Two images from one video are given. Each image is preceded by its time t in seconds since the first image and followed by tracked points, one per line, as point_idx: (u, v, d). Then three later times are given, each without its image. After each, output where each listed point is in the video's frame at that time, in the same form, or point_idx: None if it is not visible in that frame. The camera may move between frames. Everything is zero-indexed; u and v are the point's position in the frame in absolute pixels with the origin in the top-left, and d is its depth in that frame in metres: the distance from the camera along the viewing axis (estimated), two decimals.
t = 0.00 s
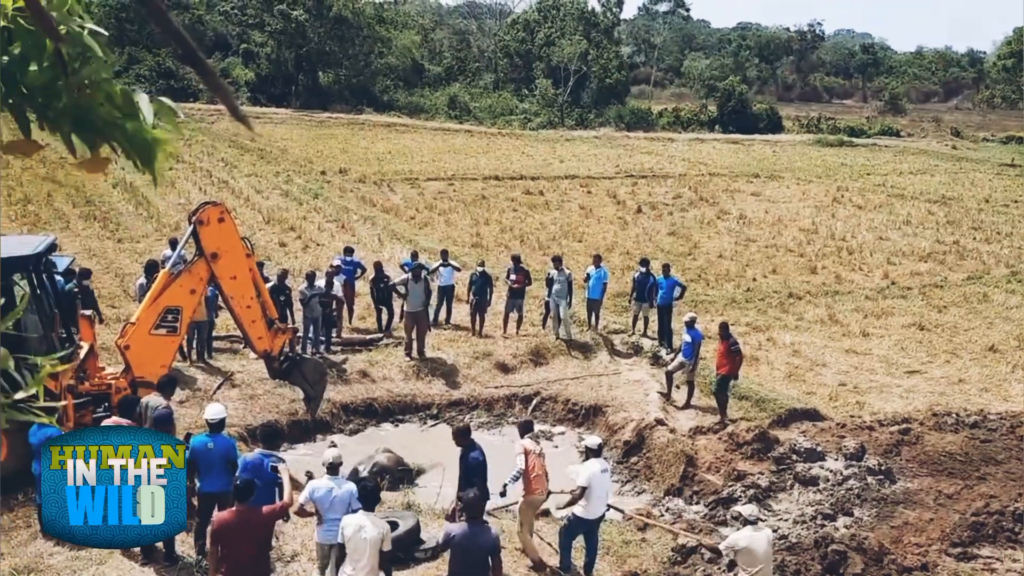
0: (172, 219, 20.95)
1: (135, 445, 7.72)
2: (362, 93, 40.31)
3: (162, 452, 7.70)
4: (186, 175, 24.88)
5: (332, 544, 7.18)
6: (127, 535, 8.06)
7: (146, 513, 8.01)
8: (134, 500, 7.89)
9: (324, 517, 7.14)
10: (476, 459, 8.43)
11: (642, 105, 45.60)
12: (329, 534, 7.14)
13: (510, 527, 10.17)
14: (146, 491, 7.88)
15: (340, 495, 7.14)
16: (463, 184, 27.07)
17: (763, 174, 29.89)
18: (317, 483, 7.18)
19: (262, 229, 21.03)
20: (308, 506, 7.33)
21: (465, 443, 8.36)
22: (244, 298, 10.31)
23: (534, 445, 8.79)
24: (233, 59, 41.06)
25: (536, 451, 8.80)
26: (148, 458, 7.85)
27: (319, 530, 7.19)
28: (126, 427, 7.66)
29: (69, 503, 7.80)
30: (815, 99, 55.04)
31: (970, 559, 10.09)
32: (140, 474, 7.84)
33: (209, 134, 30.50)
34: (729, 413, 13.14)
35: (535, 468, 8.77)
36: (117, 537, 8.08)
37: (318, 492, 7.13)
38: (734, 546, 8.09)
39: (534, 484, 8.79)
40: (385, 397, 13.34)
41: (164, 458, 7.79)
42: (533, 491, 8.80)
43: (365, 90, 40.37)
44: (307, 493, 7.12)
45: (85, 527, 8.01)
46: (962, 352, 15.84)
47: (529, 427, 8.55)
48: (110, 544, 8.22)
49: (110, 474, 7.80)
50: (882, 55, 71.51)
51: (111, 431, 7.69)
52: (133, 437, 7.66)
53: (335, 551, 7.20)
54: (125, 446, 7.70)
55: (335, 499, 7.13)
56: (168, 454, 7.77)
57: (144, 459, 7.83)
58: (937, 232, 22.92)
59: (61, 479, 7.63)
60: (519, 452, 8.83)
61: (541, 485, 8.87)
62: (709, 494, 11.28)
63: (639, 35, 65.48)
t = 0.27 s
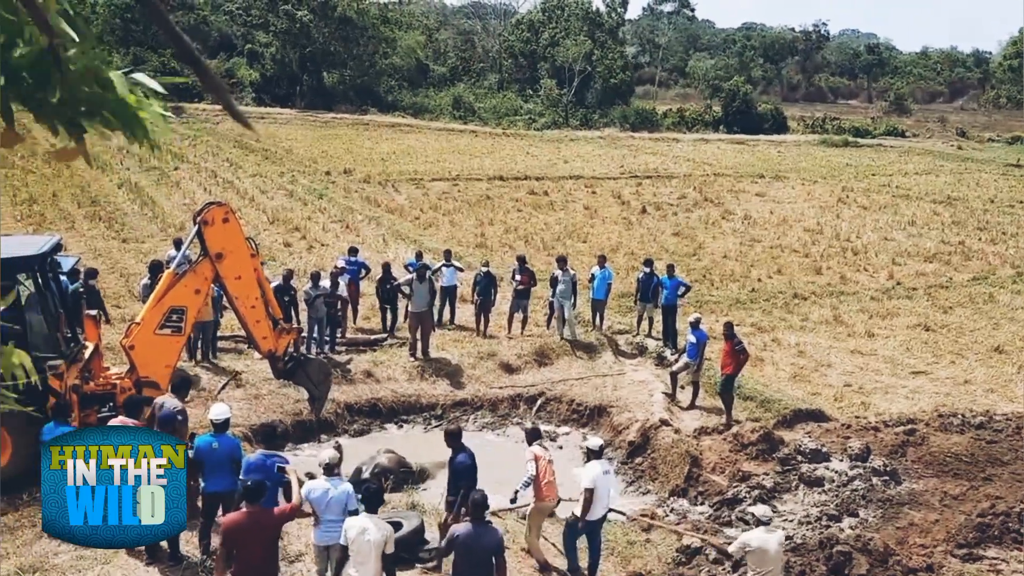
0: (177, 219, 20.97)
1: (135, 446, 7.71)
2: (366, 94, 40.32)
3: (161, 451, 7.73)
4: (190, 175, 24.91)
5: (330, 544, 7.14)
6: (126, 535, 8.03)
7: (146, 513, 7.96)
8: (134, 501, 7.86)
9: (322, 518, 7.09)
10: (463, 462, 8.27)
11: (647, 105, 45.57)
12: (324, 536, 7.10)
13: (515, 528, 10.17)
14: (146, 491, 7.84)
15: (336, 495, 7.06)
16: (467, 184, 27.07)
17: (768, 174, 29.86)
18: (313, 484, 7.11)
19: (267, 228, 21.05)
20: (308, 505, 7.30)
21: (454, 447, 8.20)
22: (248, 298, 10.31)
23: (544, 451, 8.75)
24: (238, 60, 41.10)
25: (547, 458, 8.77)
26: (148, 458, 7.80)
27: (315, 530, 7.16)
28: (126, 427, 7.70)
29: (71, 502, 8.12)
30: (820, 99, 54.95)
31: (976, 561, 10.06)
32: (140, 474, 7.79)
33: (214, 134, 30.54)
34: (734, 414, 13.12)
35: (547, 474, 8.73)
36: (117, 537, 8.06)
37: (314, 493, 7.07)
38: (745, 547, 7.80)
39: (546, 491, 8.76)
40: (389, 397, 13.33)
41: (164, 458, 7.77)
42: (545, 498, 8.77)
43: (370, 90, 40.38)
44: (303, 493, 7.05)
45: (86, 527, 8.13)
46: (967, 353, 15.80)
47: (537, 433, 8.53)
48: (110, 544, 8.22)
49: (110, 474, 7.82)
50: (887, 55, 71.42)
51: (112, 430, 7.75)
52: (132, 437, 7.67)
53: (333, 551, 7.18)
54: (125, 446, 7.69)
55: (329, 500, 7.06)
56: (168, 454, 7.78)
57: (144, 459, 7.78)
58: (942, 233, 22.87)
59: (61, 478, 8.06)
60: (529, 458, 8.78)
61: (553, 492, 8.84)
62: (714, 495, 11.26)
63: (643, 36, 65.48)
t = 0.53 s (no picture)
0: (180, 219, 20.98)
1: (135, 446, 7.65)
2: (369, 94, 40.35)
3: (161, 452, 7.73)
4: (193, 175, 24.95)
5: (323, 547, 7.13)
6: (127, 534, 8.14)
7: (147, 513, 8.06)
8: (134, 500, 7.96)
9: (317, 520, 7.09)
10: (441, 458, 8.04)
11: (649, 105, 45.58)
12: (320, 537, 7.09)
13: (517, 528, 10.20)
14: (146, 491, 7.95)
15: (331, 498, 7.11)
16: (470, 184, 27.09)
17: (770, 174, 29.86)
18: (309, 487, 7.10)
19: (270, 229, 21.08)
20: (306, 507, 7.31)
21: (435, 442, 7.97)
22: (250, 298, 10.33)
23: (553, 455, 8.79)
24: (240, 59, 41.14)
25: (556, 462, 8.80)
26: (148, 458, 7.82)
27: (310, 531, 7.14)
28: (126, 427, 7.60)
29: (71, 503, 8.24)
30: (823, 100, 54.91)
31: (978, 561, 10.08)
32: (140, 474, 7.86)
33: (217, 134, 30.57)
34: (736, 414, 13.12)
35: (556, 477, 8.75)
36: (117, 536, 8.16)
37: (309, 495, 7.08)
38: (756, 553, 7.78)
39: (557, 494, 8.75)
40: (392, 397, 13.35)
41: (165, 458, 7.81)
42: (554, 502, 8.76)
43: (373, 90, 40.41)
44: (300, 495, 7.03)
45: (86, 527, 8.23)
46: (970, 353, 15.80)
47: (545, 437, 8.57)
48: (111, 544, 8.31)
49: (109, 474, 7.91)
50: (890, 56, 71.40)
51: (110, 430, 7.61)
52: (132, 437, 7.61)
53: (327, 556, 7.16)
54: (125, 446, 7.64)
55: (326, 501, 7.10)
56: (168, 454, 7.80)
57: (144, 459, 7.78)
58: (945, 233, 22.87)
59: (61, 478, 8.21)
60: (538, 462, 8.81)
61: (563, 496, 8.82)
62: (716, 496, 11.28)
63: (646, 36, 65.50)
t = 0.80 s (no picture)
0: (178, 218, 20.96)
1: (135, 446, 7.67)
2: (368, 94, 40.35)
3: (161, 452, 7.79)
4: (192, 174, 24.94)
5: (319, 547, 7.15)
6: (127, 534, 8.15)
7: (147, 513, 8.11)
8: (134, 500, 8.06)
9: (311, 521, 7.11)
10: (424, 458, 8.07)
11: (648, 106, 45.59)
12: (318, 537, 7.10)
13: (516, 528, 10.21)
14: (146, 491, 8.02)
15: (329, 498, 7.11)
16: (468, 184, 27.09)
17: (769, 175, 29.87)
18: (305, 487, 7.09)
19: (268, 228, 21.07)
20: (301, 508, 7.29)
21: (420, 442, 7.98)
22: (249, 298, 10.31)
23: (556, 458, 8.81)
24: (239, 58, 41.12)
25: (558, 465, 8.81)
26: (148, 458, 7.85)
27: (306, 532, 7.15)
28: (126, 427, 7.59)
29: (70, 504, 8.38)
30: (821, 101, 54.95)
31: (976, 561, 10.08)
32: (140, 474, 7.90)
33: (216, 134, 30.57)
34: (734, 414, 13.13)
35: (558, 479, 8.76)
36: (117, 536, 8.17)
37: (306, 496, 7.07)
38: (757, 553, 7.73)
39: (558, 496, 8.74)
40: (390, 397, 13.34)
41: (164, 458, 7.86)
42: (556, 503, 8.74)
43: (372, 90, 40.41)
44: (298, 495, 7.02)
45: (85, 527, 8.32)
46: (968, 354, 15.81)
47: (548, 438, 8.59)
48: (110, 545, 8.31)
49: (109, 474, 7.98)
50: (889, 57, 71.42)
51: (110, 430, 7.67)
52: (132, 437, 7.61)
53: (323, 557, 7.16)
54: (126, 446, 7.66)
55: (325, 501, 7.10)
56: (167, 455, 7.86)
57: (144, 459, 7.80)
58: (944, 234, 22.88)
59: (61, 478, 8.42)
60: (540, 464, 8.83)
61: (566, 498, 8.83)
62: (715, 495, 11.28)
63: (645, 37, 65.55)
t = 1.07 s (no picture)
0: (176, 219, 20.94)
1: (135, 446, 7.66)
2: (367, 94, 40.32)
3: (162, 452, 7.82)
4: (190, 175, 24.92)
5: (318, 549, 7.14)
6: (126, 535, 8.17)
7: (146, 513, 8.17)
8: (134, 500, 8.12)
9: (311, 522, 7.09)
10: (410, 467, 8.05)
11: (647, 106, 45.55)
12: (316, 538, 7.09)
13: (514, 529, 10.19)
14: (146, 491, 8.08)
15: (328, 500, 7.09)
16: (467, 185, 27.07)
17: (768, 175, 29.84)
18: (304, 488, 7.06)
19: (266, 229, 21.05)
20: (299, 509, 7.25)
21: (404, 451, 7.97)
22: (247, 299, 10.28)
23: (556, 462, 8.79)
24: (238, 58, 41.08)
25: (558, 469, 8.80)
26: (148, 458, 7.88)
27: (305, 535, 7.13)
28: (126, 427, 7.57)
29: (70, 503, 8.41)
30: (820, 101, 54.90)
31: (974, 562, 10.06)
32: (140, 474, 7.93)
33: (214, 134, 30.54)
34: (732, 415, 13.11)
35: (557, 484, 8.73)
36: (117, 536, 8.21)
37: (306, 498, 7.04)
38: (753, 552, 7.66)
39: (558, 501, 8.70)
40: (389, 398, 13.33)
41: (165, 458, 7.91)
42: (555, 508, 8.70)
43: (371, 90, 40.38)
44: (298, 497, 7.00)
45: (86, 527, 8.35)
46: (967, 355, 15.79)
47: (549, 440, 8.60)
48: (110, 544, 8.33)
49: (110, 474, 7.96)
50: (888, 57, 71.39)
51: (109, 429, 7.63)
52: (131, 437, 7.59)
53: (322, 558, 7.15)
54: (125, 446, 7.65)
55: (324, 503, 7.08)
56: (167, 454, 7.91)
57: (144, 459, 7.82)
58: (943, 234, 22.87)
59: (61, 478, 8.40)
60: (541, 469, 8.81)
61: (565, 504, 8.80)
62: (713, 497, 11.26)
63: (644, 37, 65.54)
